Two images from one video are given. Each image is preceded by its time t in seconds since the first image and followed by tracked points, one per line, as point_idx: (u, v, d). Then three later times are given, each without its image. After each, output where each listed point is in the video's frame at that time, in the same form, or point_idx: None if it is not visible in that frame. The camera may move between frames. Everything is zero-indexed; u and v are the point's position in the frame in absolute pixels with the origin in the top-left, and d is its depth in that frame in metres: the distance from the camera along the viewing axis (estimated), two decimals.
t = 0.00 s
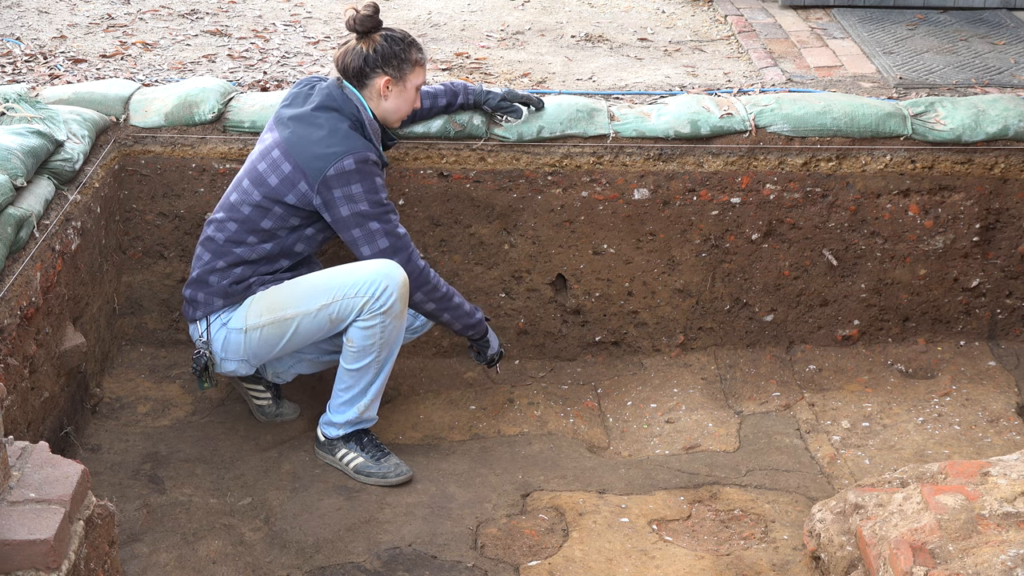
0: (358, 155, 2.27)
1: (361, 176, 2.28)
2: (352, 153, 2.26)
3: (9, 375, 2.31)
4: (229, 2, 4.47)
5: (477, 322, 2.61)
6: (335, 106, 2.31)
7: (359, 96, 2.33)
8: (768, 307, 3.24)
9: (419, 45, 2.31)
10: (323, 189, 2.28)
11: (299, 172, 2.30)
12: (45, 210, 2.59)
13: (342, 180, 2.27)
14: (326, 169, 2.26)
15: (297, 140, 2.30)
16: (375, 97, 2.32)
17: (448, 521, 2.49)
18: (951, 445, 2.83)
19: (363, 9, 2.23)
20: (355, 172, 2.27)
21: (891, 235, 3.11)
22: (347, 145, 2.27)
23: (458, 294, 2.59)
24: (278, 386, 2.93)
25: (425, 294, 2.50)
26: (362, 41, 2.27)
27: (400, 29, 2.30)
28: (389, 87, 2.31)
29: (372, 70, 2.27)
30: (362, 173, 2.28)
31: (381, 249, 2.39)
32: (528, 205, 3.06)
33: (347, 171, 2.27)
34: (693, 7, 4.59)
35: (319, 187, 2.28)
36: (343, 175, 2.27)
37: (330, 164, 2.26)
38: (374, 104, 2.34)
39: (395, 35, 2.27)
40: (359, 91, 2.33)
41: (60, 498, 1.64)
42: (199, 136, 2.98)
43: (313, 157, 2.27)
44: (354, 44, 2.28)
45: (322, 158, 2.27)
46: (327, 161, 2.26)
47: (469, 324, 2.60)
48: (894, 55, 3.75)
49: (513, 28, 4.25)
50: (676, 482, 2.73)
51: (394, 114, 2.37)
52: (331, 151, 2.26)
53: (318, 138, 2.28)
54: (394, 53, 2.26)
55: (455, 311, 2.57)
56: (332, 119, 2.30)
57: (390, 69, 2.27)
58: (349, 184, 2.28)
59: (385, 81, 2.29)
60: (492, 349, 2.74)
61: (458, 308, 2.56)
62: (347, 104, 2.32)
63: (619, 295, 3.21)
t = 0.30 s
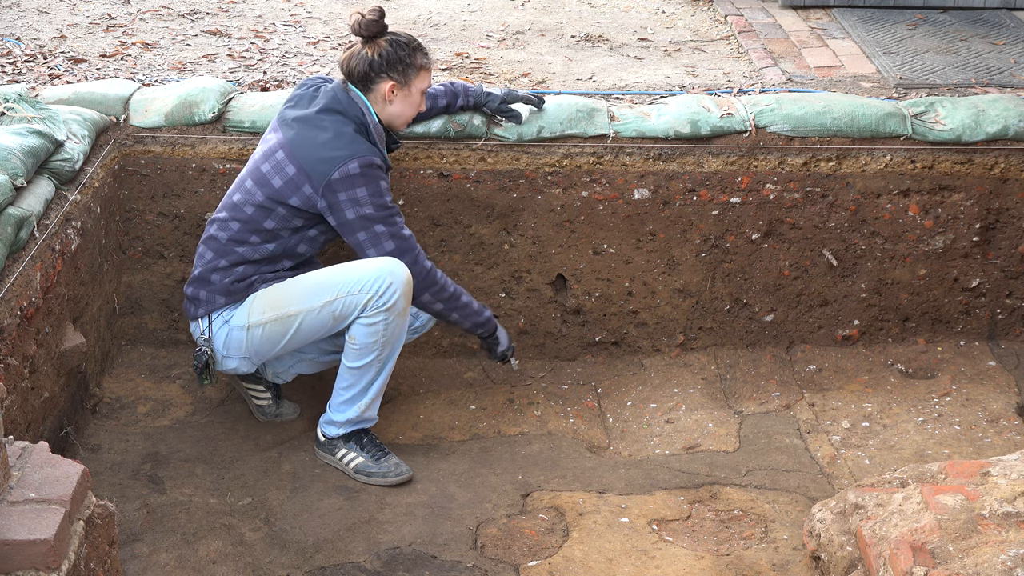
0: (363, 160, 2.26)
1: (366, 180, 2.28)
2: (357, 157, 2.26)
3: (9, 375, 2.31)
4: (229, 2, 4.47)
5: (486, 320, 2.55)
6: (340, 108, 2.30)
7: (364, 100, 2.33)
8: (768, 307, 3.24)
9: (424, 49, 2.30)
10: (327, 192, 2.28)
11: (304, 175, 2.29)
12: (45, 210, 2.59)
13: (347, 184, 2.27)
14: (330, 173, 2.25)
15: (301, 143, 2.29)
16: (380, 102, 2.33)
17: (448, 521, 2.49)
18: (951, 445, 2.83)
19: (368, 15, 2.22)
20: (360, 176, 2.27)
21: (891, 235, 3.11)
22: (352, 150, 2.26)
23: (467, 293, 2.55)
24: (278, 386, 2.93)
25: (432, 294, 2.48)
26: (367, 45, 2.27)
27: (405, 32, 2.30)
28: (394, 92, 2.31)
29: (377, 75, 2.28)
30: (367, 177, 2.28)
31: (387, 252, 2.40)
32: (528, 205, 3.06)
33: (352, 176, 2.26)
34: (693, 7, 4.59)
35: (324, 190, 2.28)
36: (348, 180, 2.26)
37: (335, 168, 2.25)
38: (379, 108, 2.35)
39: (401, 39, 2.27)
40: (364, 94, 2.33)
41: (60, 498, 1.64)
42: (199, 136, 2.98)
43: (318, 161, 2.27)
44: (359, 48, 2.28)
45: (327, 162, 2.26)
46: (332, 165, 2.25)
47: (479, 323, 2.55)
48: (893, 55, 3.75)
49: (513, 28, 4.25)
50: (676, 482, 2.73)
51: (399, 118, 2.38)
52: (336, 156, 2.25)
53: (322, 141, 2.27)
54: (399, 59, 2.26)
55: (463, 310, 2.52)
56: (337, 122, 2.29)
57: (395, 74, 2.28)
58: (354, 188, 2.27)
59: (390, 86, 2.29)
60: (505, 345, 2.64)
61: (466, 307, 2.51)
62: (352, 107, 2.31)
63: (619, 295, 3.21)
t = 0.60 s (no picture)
0: (404, 162, 2.20)
1: (409, 180, 2.22)
2: (398, 160, 2.20)
3: (9, 375, 2.30)
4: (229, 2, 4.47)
5: (545, 295, 2.41)
6: (373, 110, 2.23)
7: (391, 98, 2.29)
8: (768, 307, 3.24)
9: (448, 49, 2.30)
10: (372, 196, 2.23)
11: (344, 182, 2.26)
12: (45, 210, 2.58)
13: (390, 187, 2.21)
14: (374, 179, 2.20)
15: (338, 149, 2.24)
16: (404, 103, 2.30)
17: (448, 521, 2.49)
18: (950, 445, 2.84)
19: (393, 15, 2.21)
20: (403, 178, 2.21)
21: (891, 235, 3.11)
22: (391, 153, 2.20)
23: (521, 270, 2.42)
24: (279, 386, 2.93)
25: (489, 274, 2.34)
26: (391, 46, 2.25)
27: (429, 33, 2.29)
28: (419, 92, 2.29)
29: (403, 75, 2.26)
30: (410, 177, 2.22)
31: (440, 242, 2.28)
32: (528, 205, 3.05)
33: (395, 178, 2.20)
34: (693, 7, 4.59)
35: (367, 195, 2.22)
36: (392, 183, 2.21)
37: (377, 173, 2.20)
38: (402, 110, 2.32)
39: (425, 40, 2.25)
40: (391, 94, 2.29)
41: (60, 498, 1.64)
42: (199, 135, 2.98)
43: (357, 167, 2.22)
44: (384, 48, 2.26)
45: (369, 167, 2.20)
46: (373, 170, 2.20)
47: (538, 300, 2.41)
48: (894, 55, 3.76)
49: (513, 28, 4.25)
50: (676, 482, 2.73)
51: (423, 119, 2.36)
52: (377, 160, 2.19)
53: (360, 147, 2.21)
54: (425, 59, 2.25)
55: (522, 288, 2.39)
56: (372, 125, 2.22)
57: (421, 74, 2.26)
58: (399, 190, 2.21)
59: (415, 86, 2.27)
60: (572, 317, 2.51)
61: (525, 284, 2.38)
62: (385, 108, 2.24)
63: (619, 295, 3.21)
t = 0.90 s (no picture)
0: (449, 180, 2.29)
1: (453, 196, 2.31)
2: (445, 179, 2.28)
3: (9, 375, 2.31)
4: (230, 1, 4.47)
5: (574, 296, 2.59)
6: (419, 127, 2.26)
7: (432, 111, 2.30)
8: (768, 307, 3.24)
9: (488, 64, 2.29)
10: (416, 210, 2.31)
11: (389, 197, 2.30)
12: (45, 210, 2.58)
13: (436, 205, 2.30)
14: (421, 196, 2.28)
15: (384, 164, 2.27)
16: (445, 116, 2.31)
17: (448, 521, 2.49)
18: (951, 445, 2.83)
19: (434, 29, 2.20)
20: (448, 195, 2.30)
21: (891, 235, 3.11)
22: (439, 172, 2.28)
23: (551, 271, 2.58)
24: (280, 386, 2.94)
25: (523, 272, 2.50)
26: (433, 60, 2.25)
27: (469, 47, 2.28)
28: (459, 106, 2.30)
29: (443, 90, 2.26)
30: (454, 194, 2.31)
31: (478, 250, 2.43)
32: (528, 205, 3.05)
33: (441, 196, 2.29)
34: (693, 7, 4.59)
35: (413, 210, 2.31)
36: (437, 201, 2.30)
37: (425, 192, 2.27)
38: (442, 123, 2.33)
39: (466, 54, 2.25)
40: (432, 106, 2.31)
41: (60, 498, 1.64)
42: (199, 136, 2.98)
43: (405, 184, 2.27)
44: (425, 62, 2.26)
45: (415, 184, 2.27)
46: (421, 188, 2.27)
47: (566, 299, 2.59)
48: (894, 55, 3.76)
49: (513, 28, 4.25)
50: (676, 482, 2.73)
51: (461, 132, 2.37)
52: (425, 180, 2.26)
53: (408, 164, 2.26)
54: (466, 74, 2.25)
55: (552, 288, 2.56)
56: (418, 142, 2.26)
57: (461, 89, 2.27)
58: (444, 207, 2.31)
59: (455, 100, 2.28)
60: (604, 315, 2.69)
61: (555, 286, 2.56)
62: (429, 124, 2.28)
63: (619, 295, 3.21)
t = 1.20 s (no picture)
0: (466, 199, 2.31)
1: (468, 215, 2.33)
2: (462, 198, 2.29)
3: (9, 375, 2.30)
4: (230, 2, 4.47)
5: (578, 307, 2.68)
6: (441, 144, 2.27)
7: (455, 128, 2.31)
8: (768, 307, 3.24)
9: (515, 88, 2.30)
10: (431, 225, 2.32)
11: (405, 209, 2.31)
12: (45, 210, 2.58)
13: (451, 222, 2.32)
14: (437, 213, 2.29)
15: (404, 178, 2.28)
16: (467, 134, 2.32)
17: (448, 521, 2.49)
18: (951, 445, 2.83)
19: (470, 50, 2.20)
20: (464, 214, 2.32)
21: (891, 235, 3.11)
22: (457, 191, 2.29)
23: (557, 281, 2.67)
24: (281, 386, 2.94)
25: (530, 284, 2.58)
26: (464, 79, 2.25)
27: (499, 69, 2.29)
28: (483, 127, 2.31)
29: (470, 109, 2.27)
30: (470, 213, 2.33)
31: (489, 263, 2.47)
32: (528, 205, 3.05)
33: (457, 214, 2.31)
34: (693, 7, 4.59)
35: (428, 225, 2.32)
36: (453, 218, 2.31)
37: (441, 209, 2.29)
38: (463, 140, 2.34)
39: (497, 77, 2.25)
40: (455, 123, 2.31)
41: (60, 498, 1.64)
42: (199, 136, 2.98)
43: (422, 200, 2.28)
44: (455, 80, 2.25)
45: (431, 200, 2.28)
46: (437, 205, 2.28)
47: (570, 309, 2.67)
48: (893, 55, 3.76)
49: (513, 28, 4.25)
50: (676, 482, 2.73)
51: (480, 150, 2.38)
52: (442, 198, 2.27)
53: (426, 180, 2.27)
54: (494, 97, 2.26)
55: (557, 298, 2.64)
56: (439, 159, 2.27)
57: (487, 111, 2.27)
58: (458, 224, 2.33)
59: (480, 121, 2.29)
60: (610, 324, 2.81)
61: (561, 295, 2.64)
62: (451, 142, 2.29)
63: (619, 295, 3.21)
